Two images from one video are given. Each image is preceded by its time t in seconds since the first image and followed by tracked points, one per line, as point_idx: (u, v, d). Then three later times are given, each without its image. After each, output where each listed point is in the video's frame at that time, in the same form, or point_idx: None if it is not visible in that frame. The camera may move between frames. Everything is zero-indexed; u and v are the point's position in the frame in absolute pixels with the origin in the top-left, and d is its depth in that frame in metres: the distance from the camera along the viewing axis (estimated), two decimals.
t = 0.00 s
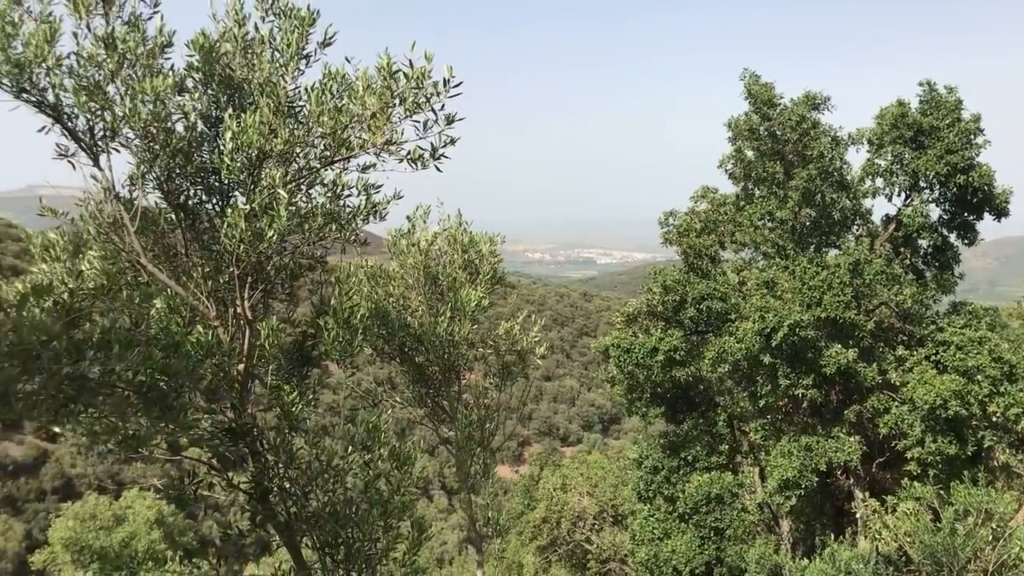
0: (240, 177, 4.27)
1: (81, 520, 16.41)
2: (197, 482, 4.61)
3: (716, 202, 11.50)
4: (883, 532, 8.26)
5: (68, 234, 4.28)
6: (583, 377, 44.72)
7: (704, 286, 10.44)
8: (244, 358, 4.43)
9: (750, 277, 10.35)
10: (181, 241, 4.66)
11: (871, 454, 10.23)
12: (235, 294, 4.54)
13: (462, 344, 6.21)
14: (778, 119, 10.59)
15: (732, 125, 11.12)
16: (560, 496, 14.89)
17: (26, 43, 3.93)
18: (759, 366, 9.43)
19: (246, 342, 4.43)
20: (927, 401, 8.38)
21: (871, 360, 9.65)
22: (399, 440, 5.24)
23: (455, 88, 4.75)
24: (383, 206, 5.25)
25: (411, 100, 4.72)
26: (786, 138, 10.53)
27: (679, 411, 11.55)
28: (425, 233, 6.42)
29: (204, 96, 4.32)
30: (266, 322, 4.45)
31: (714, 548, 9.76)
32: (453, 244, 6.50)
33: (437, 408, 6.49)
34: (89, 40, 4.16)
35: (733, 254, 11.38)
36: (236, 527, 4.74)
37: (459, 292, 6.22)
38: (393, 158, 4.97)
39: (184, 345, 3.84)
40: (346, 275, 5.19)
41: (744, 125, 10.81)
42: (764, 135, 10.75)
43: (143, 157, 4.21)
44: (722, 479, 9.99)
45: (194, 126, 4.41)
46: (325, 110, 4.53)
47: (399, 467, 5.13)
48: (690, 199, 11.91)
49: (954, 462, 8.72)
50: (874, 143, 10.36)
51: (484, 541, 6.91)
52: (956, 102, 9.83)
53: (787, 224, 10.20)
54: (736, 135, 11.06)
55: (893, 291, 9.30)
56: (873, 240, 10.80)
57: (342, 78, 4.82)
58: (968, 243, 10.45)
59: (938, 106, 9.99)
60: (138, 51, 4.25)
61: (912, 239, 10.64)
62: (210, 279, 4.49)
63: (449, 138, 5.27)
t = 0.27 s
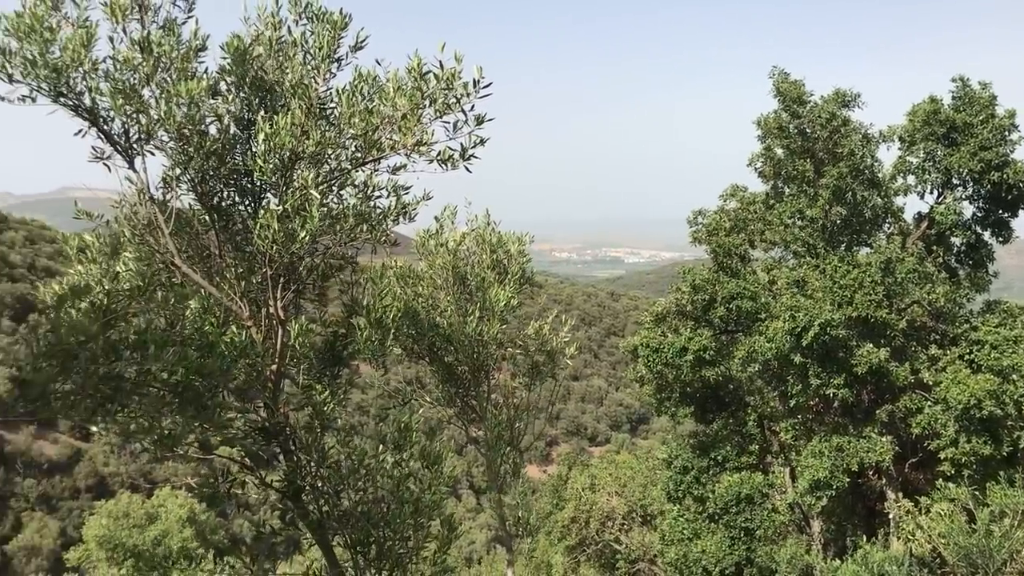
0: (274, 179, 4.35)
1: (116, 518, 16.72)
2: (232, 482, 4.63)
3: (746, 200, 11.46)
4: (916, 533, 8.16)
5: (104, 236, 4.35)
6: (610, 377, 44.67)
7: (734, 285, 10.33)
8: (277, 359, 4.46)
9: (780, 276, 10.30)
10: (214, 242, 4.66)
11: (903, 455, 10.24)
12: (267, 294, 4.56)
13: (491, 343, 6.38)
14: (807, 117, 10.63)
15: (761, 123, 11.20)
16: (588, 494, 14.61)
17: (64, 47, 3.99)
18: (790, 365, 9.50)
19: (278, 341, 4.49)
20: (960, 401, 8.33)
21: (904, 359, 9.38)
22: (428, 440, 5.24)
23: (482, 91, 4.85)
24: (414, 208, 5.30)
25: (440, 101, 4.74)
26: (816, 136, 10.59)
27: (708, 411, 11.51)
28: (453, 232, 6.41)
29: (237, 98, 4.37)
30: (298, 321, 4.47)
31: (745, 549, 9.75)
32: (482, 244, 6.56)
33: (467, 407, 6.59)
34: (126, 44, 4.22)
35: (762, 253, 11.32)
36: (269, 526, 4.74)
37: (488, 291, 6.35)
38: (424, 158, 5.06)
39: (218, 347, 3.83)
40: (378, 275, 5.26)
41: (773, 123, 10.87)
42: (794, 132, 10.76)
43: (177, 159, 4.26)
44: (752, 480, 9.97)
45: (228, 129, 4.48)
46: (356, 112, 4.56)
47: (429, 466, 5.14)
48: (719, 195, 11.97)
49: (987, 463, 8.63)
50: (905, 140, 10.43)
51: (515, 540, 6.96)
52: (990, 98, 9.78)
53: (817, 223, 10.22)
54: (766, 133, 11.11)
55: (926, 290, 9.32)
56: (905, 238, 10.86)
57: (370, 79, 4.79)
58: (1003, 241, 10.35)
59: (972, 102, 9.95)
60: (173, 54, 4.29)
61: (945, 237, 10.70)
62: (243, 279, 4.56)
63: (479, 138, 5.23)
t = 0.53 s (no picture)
0: (306, 180, 4.35)
1: (148, 516, 16.82)
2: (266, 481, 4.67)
3: (777, 199, 11.40)
4: (952, 534, 8.39)
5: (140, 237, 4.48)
6: (640, 376, 44.18)
7: (765, 284, 10.43)
8: (309, 359, 4.46)
9: (812, 275, 10.22)
10: (247, 243, 4.70)
11: (938, 455, 10.28)
12: (300, 295, 4.61)
13: (521, 344, 6.45)
14: (839, 114, 10.63)
15: (792, 121, 11.17)
16: (618, 496, 14.78)
17: (101, 52, 4.07)
18: (822, 365, 9.58)
19: (311, 341, 4.51)
20: (996, 401, 8.19)
21: (938, 359, 9.51)
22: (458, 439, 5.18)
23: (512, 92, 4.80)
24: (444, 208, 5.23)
25: (472, 102, 4.87)
26: (848, 134, 10.62)
27: (739, 411, 11.47)
28: (483, 233, 6.51)
29: (271, 101, 4.40)
30: (330, 321, 4.49)
31: (775, 550, 9.82)
32: (511, 244, 6.58)
33: (497, 408, 6.64)
34: (163, 48, 4.26)
35: (793, 252, 11.22)
36: (301, 524, 4.75)
37: (517, 292, 6.44)
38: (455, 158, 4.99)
39: (251, 347, 3.85)
40: (407, 275, 5.22)
41: (803, 122, 10.83)
42: (826, 130, 10.78)
43: (211, 161, 4.30)
44: (783, 481, 9.99)
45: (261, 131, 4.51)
46: (388, 113, 4.61)
47: (459, 466, 5.07)
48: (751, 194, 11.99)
49: None
50: (939, 137, 10.49)
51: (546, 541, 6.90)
52: None
53: (849, 221, 10.21)
54: (796, 131, 11.11)
55: (961, 288, 9.35)
56: (938, 236, 10.88)
57: (402, 81, 4.79)
58: None
59: (1008, 98, 9.88)
60: (208, 57, 4.31)
61: (980, 235, 10.67)
62: (276, 280, 4.55)
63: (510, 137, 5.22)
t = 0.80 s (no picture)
0: (339, 181, 4.36)
1: (180, 512, 16.68)
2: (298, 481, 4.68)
3: (809, 199, 11.54)
4: (988, 538, 8.40)
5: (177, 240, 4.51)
6: (669, 378, 44.02)
7: (797, 285, 10.34)
8: (342, 359, 4.53)
9: (844, 276, 10.46)
10: (281, 244, 4.77)
11: (974, 459, 10.34)
12: (333, 296, 4.63)
13: (551, 344, 6.55)
14: (872, 114, 10.84)
15: (825, 120, 11.38)
16: (648, 497, 14.77)
17: (138, 55, 4.08)
18: (855, 366, 9.52)
19: (343, 340, 4.58)
20: None
21: (973, 360, 9.56)
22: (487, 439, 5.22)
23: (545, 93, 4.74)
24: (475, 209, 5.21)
25: (504, 103, 4.70)
26: (881, 133, 10.78)
27: (770, 413, 11.49)
28: (512, 234, 6.68)
29: (304, 104, 4.44)
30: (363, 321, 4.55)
31: (808, 553, 9.58)
32: (541, 245, 6.74)
33: (526, 408, 6.73)
34: (198, 51, 4.26)
35: (825, 253, 11.43)
36: (333, 524, 4.75)
37: (548, 292, 6.53)
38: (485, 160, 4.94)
39: (286, 346, 3.89)
40: (437, 276, 5.21)
41: (836, 121, 11.08)
42: (858, 130, 10.99)
43: (246, 164, 4.32)
44: (816, 483, 9.88)
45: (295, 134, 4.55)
46: (420, 115, 4.58)
47: (490, 466, 5.10)
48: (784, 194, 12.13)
49: None
50: (974, 136, 10.64)
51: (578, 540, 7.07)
52: None
53: (882, 221, 10.25)
54: (829, 130, 11.32)
55: (995, 288, 9.41)
56: (974, 236, 10.90)
57: (433, 83, 4.81)
58: None
59: None
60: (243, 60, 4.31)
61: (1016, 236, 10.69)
62: (309, 280, 4.62)
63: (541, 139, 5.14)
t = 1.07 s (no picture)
0: (368, 182, 4.39)
1: (209, 510, 16.97)
2: (327, 477, 4.64)
3: (839, 199, 11.27)
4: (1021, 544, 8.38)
5: (208, 239, 4.73)
6: (697, 379, 43.33)
7: (827, 286, 10.20)
8: (370, 357, 4.55)
9: (875, 277, 10.45)
10: (311, 244, 4.82)
11: (1008, 463, 10.29)
12: (362, 294, 4.65)
13: (578, 343, 6.51)
14: (904, 114, 10.72)
15: (856, 120, 11.25)
16: (675, 499, 14.82)
17: (171, 56, 4.20)
18: (886, 368, 9.47)
19: (373, 340, 4.57)
20: None
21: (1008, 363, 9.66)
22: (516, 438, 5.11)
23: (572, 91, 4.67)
24: (503, 209, 5.15)
25: (533, 102, 4.57)
26: (913, 133, 10.67)
27: (800, 414, 11.48)
28: (540, 234, 6.58)
29: (334, 104, 4.47)
30: (391, 320, 4.55)
31: (837, 556, 9.51)
32: (568, 244, 6.68)
33: (554, 408, 6.77)
34: (230, 52, 4.37)
35: (856, 253, 11.32)
36: (361, 521, 4.79)
37: (576, 292, 6.43)
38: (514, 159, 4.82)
39: (315, 345, 4.04)
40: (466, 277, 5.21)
41: (868, 120, 10.90)
42: (890, 129, 10.85)
43: (276, 163, 4.43)
44: (845, 485, 9.79)
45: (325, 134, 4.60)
46: (449, 114, 4.56)
47: (520, 466, 5.02)
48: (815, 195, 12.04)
49: None
50: (1010, 135, 10.55)
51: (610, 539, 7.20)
52: None
53: (914, 222, 10.32)
54: (860, 130, 11.19)
55: None
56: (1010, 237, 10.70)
57: (461, 82, 4.79)
58: None
59: None
60: (273, 61, 4.40)
61: None
62: (339, 279, 4.64)
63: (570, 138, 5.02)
